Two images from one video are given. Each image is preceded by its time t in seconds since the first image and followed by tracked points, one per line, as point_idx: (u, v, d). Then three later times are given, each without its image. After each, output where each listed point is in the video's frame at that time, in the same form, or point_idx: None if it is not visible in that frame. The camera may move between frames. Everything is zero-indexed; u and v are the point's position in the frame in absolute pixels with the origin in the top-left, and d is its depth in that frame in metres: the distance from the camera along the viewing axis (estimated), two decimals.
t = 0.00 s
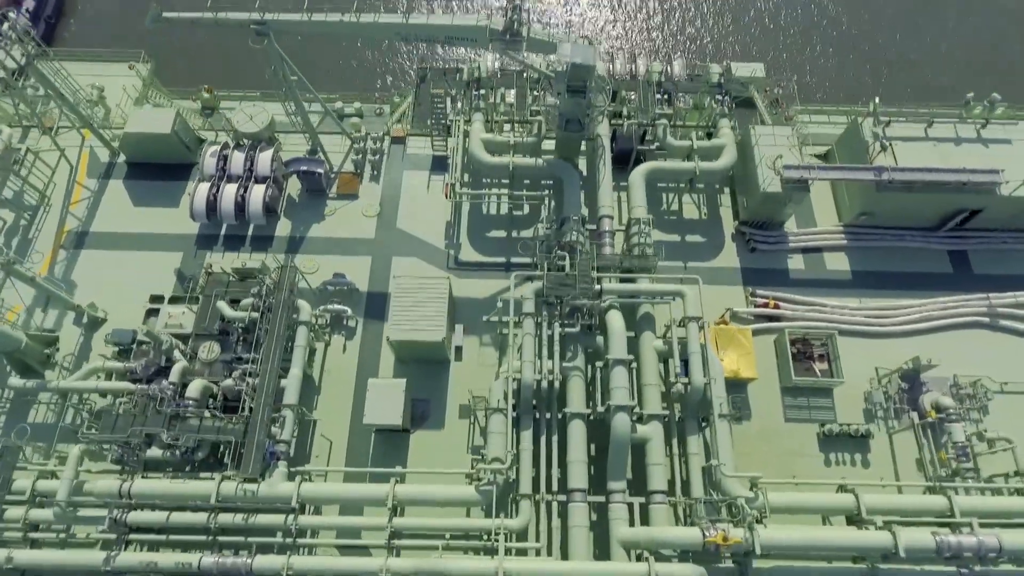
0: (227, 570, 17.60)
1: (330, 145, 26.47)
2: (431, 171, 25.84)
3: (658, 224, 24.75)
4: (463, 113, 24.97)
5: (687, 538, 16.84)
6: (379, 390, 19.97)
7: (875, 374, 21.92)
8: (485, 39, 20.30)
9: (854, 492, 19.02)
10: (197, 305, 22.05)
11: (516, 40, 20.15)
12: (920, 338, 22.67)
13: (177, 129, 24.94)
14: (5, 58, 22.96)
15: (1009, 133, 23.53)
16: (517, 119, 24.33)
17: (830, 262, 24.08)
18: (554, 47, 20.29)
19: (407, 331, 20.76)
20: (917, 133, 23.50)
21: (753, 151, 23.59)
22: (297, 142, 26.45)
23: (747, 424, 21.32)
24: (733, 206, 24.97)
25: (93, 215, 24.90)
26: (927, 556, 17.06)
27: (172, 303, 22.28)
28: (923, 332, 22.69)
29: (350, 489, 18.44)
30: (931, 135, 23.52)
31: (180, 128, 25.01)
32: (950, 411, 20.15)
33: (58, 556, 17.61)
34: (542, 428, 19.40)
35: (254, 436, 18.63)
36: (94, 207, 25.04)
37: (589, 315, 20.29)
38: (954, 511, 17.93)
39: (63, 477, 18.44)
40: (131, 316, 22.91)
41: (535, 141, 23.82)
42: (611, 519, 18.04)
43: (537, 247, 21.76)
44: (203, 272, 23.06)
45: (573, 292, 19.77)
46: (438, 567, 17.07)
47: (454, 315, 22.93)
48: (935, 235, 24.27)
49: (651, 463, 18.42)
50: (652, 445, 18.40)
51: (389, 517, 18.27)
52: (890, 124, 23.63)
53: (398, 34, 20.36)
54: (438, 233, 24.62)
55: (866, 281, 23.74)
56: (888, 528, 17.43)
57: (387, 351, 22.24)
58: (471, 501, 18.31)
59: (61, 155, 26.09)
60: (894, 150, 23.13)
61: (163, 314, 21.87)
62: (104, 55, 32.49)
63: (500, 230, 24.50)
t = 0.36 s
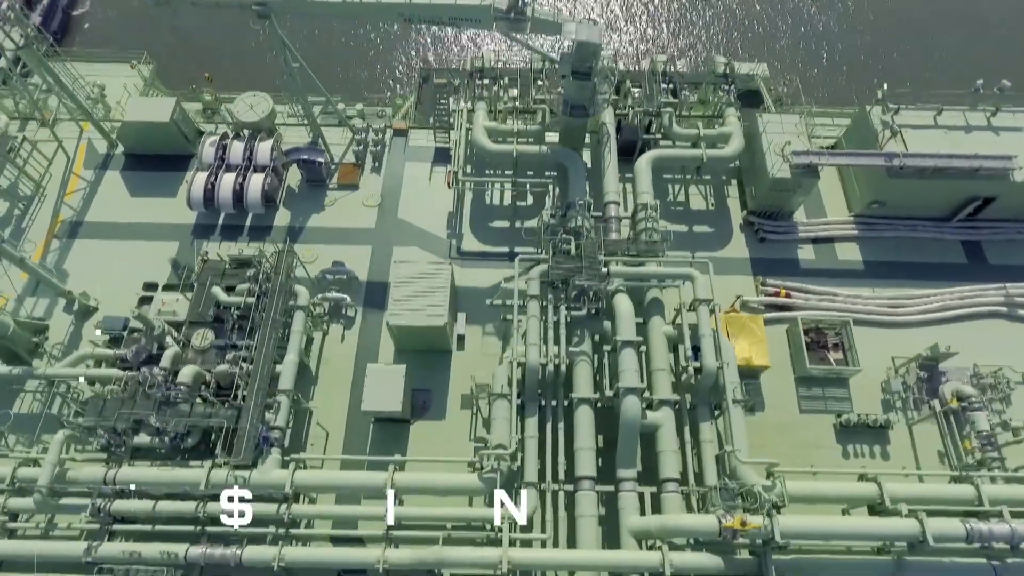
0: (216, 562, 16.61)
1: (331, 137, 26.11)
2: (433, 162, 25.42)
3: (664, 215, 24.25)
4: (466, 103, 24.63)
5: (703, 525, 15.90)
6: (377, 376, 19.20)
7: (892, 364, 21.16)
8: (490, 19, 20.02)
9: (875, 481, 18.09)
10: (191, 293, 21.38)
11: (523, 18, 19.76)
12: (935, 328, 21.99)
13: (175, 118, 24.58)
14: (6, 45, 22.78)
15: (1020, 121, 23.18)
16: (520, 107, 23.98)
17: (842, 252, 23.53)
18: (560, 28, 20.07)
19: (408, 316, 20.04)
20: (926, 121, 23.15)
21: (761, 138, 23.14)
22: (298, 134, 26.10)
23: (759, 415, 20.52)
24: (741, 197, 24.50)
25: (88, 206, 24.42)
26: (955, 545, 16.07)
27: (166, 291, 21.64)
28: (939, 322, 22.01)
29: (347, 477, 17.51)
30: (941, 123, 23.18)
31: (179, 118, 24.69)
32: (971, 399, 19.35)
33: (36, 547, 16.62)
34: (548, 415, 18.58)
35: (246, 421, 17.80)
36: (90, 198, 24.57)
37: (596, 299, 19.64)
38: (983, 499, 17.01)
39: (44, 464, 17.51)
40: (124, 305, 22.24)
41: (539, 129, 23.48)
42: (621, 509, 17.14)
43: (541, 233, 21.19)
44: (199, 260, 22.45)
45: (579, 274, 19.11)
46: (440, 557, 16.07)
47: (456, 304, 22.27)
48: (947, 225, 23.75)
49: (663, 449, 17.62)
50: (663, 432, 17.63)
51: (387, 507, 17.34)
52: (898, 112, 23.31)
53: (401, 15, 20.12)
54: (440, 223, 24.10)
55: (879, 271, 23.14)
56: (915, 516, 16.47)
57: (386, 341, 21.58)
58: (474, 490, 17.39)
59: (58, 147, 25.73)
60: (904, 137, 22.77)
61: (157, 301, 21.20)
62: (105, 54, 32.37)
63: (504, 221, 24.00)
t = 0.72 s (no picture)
0: (206, 547, 15.80)
1: (334, 130, 25.96)
2: (437, 155, 25.18)
3: (671, 206, 23.92)
4: (470, 94, 24.51)
5: (719, 506, 15.11)
6: (378, 359, 18.60)
7: (908, 352, 20.57)
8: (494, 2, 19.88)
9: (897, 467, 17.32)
10: (189, 278, 20.89)
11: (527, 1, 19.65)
12: (950, 317, 21.46)
13: (178, 109, 24.44)
14: (11, 34, 22.78)
15: None
16: (525, 97, 23.87)
17: (852, 243, 23.14)
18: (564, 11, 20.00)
19: (410, 299, 19.50)
20: (933, 111, 22.99)
21: (768, 127, 22.94)
22: (301, 128, 25.96)
23: (773, 403, 19.85)
24: (748, 188, 24.21)
25: (87, 196, 24.12)
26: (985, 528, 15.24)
27: (163, 277, 21.15)
28: (954, 310, 21.51)
29: (344, 460, 16.76)
30: (948, 112, 23.01)
31: (182, 109, 24.56)
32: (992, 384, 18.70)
33: (19, 531, 15.82)
34: (555, 398, 17.96)
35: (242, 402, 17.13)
36: (89, 188, 24.28)
37: (603, 280, 19.19)
38: (1010, 483, 16.24)
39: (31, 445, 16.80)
40: (120, 293, 21.75)
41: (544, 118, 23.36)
42: (632, 493, 16.39)
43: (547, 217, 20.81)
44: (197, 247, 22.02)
45: (585, 254, 18.66)
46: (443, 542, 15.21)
47: (460, 292, 21.77)
48: (958, 215, 23.41)
49: (675, 432, 16.96)
50: (675, 414, 16.99)
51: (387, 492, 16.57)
52: (905, 102, 23.18)
53: None
54: (443, 213, 23.75)
55: (890, 261, 22.72)
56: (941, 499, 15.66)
57: (388, 329, 21.04)
58: (479, 473, 16.64)
59: (59, 139, 25.55)
60: (912, 126, 22.57)
61: (154, 286, 20.70)
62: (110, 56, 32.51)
63: (508, 211, 23.68)
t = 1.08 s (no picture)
0: (200, 531, 15.12)
1: (339, 128, 26.03)
2: (442, 151, 25.17)
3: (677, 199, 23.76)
4: (475, 91, 24.60)
5: (735, 484, 14.49)
6: (381, 342, 18.14)
7: (923, 341, 20.13)
8: None
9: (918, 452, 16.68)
10: (189, 266, 20.57)
11: None
12: (962, 308, 21.10)
13: (184, 104, 24.52)
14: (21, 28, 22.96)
15: None
16: (530, 92, 23.94)
17: (860, 236, 22.91)
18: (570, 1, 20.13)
19: (414, 283, 19.16)
20: (938, 105, 23.03)
21: (773, 121, 22.93)
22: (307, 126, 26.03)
23: (786, 392, 19.31)
24: (754, 183, 24.11)
25: (90, 190, 24.03)
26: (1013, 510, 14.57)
27: (163, 265, 20.84)
28: (967, 301, 21.17)
29: (345, 442, 16.18)
30: (952, 107, 23.05)
31: (189, 104, 24.65)
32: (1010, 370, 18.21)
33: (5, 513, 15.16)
34: (562, 381, 17.50)
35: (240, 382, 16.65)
36: (93, 183, 24.22)
37: (610, 264, 18.92)
38: None
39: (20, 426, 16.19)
40: (119, 283, 21.46)
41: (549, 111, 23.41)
42: (643, 475, 15.79)
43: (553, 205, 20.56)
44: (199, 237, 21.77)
45: (592, 235, 18.42)
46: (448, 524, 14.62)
47: (464, 283, 21.46)
48: (966, 209, 23.24)
49: (687, 414, 16.45)
50: (686, 395, 16.50)
51: (389, 474, 15.92)
52: (909, 97, 23.24)
53: None
54: (448, 207, 23.61)
55: (899, 253, 22.48)
56: (967, 480, 15.01)
57: (390, 318, 20.67)
58: (484, 455, 16.08)
59: (65, 135, 25.60)
60: (917, 119, 22.57)
61: (154, 274, 20.39)
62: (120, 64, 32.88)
63: (513, 205, 23.55)
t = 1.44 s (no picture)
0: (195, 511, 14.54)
1: (345, 130, 26.31)
2: (447, 153, 25.37)
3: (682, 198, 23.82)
4: (481, 92, 24.94)
5: (751, 458, 14.01)
6: (385, 326, 17.90)
7: (935, 332, 19.83)
8: None
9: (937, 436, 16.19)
10: (192, 255, 20.44)
11: None
12: (971, 301, 20.89)
13: (193, 105, 24.82)
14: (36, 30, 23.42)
15: None
16: (535, 92, 24.24)
17: (866, 232, 22.88)
18: None
19: (419, 269, 18.98)
20: (938, 104, 23.31)
21: (776, 119, 23.17)
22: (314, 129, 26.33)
23: (797, 382, 18.92)
24: (758, 182, 24.22)
25: (97, 187, 24.15)
26: None
27: (167, 255, 20.73)
28: (976, 294, 20.98)
29: (348, 421, 15.75)
30: (953, 106, 23.31)
31: (198, 105, 24.93)
32: None
33: None
34: (569, 364, 17.17)
35: (241, 361, 16.34)
36: (100, 181, 24.35)
37: (617, 249, 18.82)
38: None
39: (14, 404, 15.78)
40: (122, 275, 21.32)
41: (555, 111, 23.78)
42: (654, 455, 15.32)
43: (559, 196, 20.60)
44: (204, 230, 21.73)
45: (599, 219, 18.33)
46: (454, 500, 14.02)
47: (470, 275, 21.32)
48: (971, 207, 23.28)
49: (698, 394, 16.08)
50: (696, 375, 16.16)
51: (393, 454, 15.45)
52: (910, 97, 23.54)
53: None
54: (453, 204, 23.66)
55: (906, 248, 22.40)
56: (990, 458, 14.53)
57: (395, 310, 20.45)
58: (490, 435, 15.62)
59: (75, 137, 25.89)
60: (918, 117, 22.81)
61: (157, 262, 20.25)
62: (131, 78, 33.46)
63: (518, 201, 23.61)
